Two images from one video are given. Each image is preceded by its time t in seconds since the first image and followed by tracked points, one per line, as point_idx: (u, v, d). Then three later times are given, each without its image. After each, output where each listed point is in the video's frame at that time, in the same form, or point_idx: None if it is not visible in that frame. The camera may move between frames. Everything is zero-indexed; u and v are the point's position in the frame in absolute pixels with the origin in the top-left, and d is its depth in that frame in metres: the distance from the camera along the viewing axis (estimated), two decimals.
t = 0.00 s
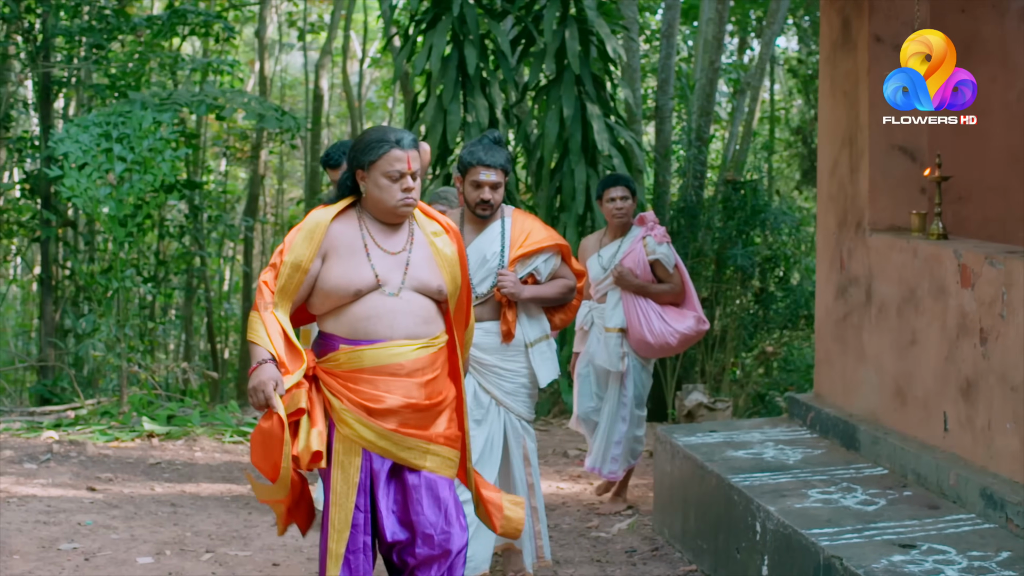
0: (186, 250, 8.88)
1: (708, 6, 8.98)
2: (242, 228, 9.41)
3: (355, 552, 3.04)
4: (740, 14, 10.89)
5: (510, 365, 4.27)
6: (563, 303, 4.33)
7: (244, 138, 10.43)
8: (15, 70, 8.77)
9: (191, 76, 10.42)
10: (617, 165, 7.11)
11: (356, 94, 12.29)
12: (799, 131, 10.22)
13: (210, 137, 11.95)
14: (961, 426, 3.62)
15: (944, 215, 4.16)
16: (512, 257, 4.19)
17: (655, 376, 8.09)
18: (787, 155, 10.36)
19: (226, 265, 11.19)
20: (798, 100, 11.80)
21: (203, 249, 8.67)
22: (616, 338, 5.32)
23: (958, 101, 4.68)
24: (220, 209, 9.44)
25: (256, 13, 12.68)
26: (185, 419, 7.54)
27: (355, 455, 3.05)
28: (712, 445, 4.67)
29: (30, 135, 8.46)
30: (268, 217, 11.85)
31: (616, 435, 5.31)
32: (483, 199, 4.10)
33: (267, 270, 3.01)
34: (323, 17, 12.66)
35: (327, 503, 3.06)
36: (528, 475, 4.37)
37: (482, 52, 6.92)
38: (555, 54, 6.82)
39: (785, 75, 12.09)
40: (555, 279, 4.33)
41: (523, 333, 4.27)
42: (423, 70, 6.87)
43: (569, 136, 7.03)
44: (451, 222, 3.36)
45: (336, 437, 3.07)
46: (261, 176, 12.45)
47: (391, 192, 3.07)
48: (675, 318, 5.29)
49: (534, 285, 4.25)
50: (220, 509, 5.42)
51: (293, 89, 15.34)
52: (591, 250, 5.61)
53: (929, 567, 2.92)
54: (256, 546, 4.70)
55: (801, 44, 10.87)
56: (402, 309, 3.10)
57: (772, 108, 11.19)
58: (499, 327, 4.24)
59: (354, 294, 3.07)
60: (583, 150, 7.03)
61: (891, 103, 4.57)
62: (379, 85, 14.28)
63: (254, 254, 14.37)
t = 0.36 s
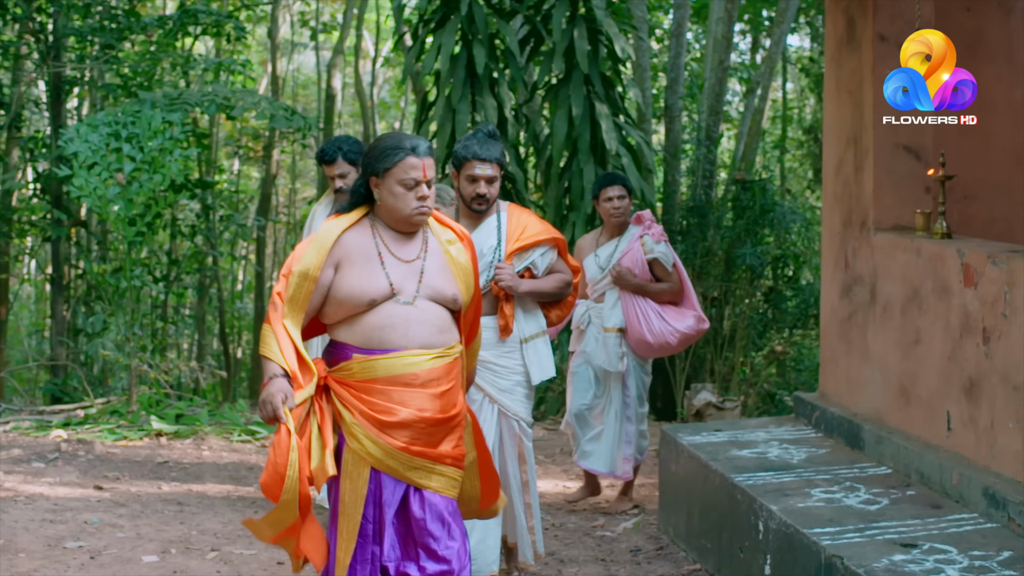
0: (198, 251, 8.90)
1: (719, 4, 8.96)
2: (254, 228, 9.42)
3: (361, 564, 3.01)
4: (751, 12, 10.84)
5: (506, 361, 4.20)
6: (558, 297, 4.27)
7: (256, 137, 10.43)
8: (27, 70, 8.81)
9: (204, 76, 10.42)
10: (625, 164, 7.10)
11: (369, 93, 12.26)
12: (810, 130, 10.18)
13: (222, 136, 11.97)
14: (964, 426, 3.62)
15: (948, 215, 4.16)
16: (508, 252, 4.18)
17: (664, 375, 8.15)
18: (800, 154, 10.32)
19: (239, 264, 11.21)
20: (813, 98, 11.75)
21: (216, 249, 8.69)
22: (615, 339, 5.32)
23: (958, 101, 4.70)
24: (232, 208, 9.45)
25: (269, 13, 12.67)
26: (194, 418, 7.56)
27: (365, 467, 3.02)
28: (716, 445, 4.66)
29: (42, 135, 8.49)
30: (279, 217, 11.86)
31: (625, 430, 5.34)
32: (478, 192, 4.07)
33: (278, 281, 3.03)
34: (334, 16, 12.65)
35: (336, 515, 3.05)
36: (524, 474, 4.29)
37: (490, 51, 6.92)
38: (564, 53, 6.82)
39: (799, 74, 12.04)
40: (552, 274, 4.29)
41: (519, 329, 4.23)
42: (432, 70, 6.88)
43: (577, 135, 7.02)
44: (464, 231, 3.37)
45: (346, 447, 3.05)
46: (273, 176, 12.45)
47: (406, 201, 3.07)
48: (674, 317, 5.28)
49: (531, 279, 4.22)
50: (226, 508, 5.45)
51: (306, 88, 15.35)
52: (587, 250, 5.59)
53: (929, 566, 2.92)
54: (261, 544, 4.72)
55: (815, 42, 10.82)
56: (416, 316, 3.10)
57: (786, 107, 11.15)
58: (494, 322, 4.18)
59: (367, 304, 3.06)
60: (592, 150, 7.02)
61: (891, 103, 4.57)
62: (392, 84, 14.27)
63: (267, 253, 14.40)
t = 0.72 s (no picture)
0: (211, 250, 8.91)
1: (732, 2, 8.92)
2: (266, 227, 9.43)
3: (376, 566, 3.07)
4: (765, 10, 10.79)
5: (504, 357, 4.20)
6: (557, 294, 4.26)
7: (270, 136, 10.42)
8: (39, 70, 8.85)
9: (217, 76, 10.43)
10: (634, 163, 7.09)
11: (382, 92, 12.24)
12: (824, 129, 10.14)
13: (236, 134, 11.98)
14: (968, 425, 3.62)
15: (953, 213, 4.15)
16: (508, 248, 4.16)
17: (673, 375, 8.17)
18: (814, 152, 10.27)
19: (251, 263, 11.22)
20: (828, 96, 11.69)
21: (229, 248, 8.71)
22: (614, 340, 5.32)
23: (958, 101, 4.69)
24: (244, 208, 9.46)
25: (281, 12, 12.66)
26: (203, 416, 7.59)
27: (381, 472, 3.03)
28: (722, 444, 4.66)
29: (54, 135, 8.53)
30: (291, 216, 11.87)
31: (624, 435, 5.36)
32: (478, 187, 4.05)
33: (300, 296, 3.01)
34: (348, 15, 12.65)
35: (352, 516, 3.07)
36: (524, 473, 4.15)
37: (499, 50, 6.92)
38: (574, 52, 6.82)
39: (813, 72, 11.98)
40: (552, 271, 4.28)
41: (518, 326, 4.22)
42: (441, 69, 6.88)
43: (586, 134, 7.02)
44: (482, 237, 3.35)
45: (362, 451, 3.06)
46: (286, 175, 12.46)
47: (426, 201, 3.07)
48: (675, 318, 5.28)
49: (530, 275, 4.21)
50: (233, 506, 5.47)
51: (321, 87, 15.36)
52: (583, 250, 5.56)
53: (931, 565, 2.92)
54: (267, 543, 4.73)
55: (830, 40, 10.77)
56: (434, 318, 3.09)
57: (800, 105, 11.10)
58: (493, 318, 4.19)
59: (386, 305, 3.05)
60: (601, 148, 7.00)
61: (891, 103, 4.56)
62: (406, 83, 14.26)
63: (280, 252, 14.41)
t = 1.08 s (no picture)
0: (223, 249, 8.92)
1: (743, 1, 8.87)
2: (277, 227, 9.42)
3: (388, 567, 3.07)
4: (779, 9, 10.74)
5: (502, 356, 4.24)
6: (555, 292, 4.21)
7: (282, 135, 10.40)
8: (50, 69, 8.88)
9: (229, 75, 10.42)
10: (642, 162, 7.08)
11: (396, 92, 12.20)
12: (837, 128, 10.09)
13: (247, 133, 11.99)
14: (971, 424, 3.62)
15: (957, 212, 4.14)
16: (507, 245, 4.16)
17: (682, 374, 8.28)
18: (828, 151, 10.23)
19: (262, 262, 11.23)
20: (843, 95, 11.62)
21: (240, 247, 8.71)
22: (611, 343, 5.31)
23: (958, 101, 4.66)
24: (255, 207, 9.45)
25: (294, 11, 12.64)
26: (211, 415, 7.61)
27: (401, 472, 3.02)
28: (726, 442, 4.66)
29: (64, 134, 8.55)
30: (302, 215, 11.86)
31: (621, 441, 5.35)
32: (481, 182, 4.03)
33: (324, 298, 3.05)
34: (360, 14, 12.62)
35: (365, 516, 3.06)
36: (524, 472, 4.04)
37: (508, 48, 6.93)
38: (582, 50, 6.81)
39: (828, 70, 11.92)
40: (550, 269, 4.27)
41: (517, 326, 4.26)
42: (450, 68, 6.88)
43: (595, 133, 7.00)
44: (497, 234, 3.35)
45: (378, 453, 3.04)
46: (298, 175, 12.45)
47: (440, 198, 3.06)
48: (672, 318, 5.28)
49: (529, 274, 4.20)
50: (239, 505, 5.49)
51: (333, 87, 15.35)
52: (577, 252, 5.54)
53: (931, 565, 2.92)
54: (272, 541, 4.75)
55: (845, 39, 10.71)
56: (451, 315, 3.09)
57: (814, 104, 11.04)
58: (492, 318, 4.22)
59: (400, 302, 3.05)
60: (610, 147, 6.99)
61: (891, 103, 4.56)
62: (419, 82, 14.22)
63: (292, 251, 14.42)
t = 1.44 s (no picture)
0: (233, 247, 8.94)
1: None
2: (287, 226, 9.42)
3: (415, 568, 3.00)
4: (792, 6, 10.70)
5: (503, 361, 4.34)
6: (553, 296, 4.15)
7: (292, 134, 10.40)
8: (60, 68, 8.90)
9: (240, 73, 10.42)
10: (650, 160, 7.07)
11: (408, 90, 12.18)
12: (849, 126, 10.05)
13: (258, 132, 12.00)
14: (974, 422, 3.62)
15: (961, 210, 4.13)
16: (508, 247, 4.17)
17: (691, 372, 8.34)
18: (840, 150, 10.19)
19: (272, 261, 11.24)
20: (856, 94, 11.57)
21: (251, 245, 8.73)
22: (607, 345, 5.27)
23: (958, 101, 4.54)
24: (265, 206, 9.46)
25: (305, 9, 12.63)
26: (218, 414, 7.63)
27: (422, 471, 2.98)
28: (730, 441, 4.66)
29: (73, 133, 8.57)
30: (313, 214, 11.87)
31: (622, 443, 5.35)
32: (486, 181, 4.01)
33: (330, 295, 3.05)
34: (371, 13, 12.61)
35: (387, 521, 2.98)
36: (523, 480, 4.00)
37: (516, 47, 6.93)
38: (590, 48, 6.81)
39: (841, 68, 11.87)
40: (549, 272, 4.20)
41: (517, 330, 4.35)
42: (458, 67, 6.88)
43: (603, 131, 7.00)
44: (507, 224, 3.32)
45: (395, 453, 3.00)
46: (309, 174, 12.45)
47: (450, 188, 3.02)
48: (667, 319, 5.30)
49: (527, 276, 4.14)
50: (244, 503, 5.51)
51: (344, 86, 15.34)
52: (569, 253, 5.50)
53: (932, 563, 2.92)
54: (276, 539, 4.76)
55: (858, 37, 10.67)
56: (465, 309, 3.07)
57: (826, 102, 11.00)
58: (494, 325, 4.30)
59: (408, 295, 3.02)
60: (618, 145, 6.99)
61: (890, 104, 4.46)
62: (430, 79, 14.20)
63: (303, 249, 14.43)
